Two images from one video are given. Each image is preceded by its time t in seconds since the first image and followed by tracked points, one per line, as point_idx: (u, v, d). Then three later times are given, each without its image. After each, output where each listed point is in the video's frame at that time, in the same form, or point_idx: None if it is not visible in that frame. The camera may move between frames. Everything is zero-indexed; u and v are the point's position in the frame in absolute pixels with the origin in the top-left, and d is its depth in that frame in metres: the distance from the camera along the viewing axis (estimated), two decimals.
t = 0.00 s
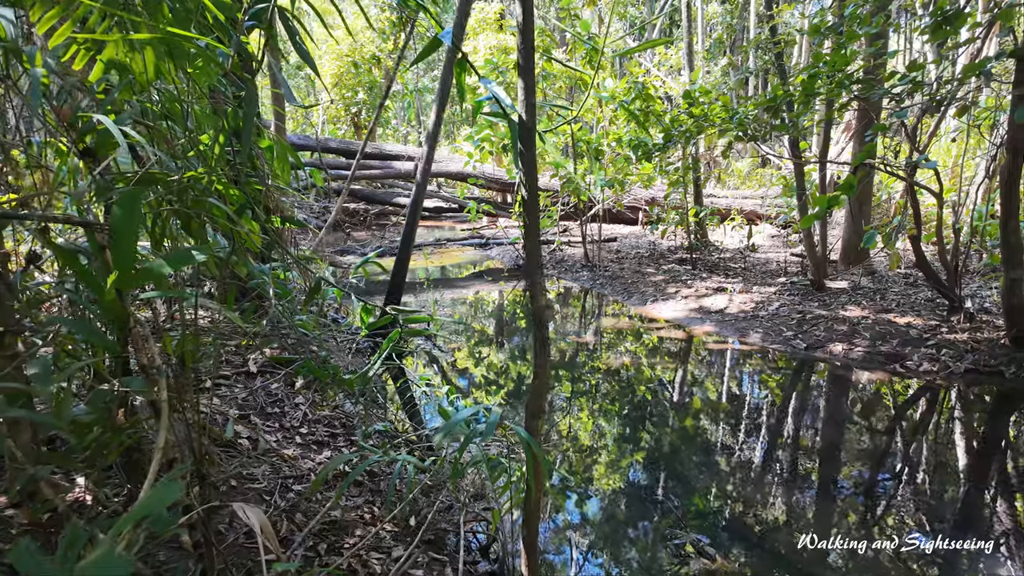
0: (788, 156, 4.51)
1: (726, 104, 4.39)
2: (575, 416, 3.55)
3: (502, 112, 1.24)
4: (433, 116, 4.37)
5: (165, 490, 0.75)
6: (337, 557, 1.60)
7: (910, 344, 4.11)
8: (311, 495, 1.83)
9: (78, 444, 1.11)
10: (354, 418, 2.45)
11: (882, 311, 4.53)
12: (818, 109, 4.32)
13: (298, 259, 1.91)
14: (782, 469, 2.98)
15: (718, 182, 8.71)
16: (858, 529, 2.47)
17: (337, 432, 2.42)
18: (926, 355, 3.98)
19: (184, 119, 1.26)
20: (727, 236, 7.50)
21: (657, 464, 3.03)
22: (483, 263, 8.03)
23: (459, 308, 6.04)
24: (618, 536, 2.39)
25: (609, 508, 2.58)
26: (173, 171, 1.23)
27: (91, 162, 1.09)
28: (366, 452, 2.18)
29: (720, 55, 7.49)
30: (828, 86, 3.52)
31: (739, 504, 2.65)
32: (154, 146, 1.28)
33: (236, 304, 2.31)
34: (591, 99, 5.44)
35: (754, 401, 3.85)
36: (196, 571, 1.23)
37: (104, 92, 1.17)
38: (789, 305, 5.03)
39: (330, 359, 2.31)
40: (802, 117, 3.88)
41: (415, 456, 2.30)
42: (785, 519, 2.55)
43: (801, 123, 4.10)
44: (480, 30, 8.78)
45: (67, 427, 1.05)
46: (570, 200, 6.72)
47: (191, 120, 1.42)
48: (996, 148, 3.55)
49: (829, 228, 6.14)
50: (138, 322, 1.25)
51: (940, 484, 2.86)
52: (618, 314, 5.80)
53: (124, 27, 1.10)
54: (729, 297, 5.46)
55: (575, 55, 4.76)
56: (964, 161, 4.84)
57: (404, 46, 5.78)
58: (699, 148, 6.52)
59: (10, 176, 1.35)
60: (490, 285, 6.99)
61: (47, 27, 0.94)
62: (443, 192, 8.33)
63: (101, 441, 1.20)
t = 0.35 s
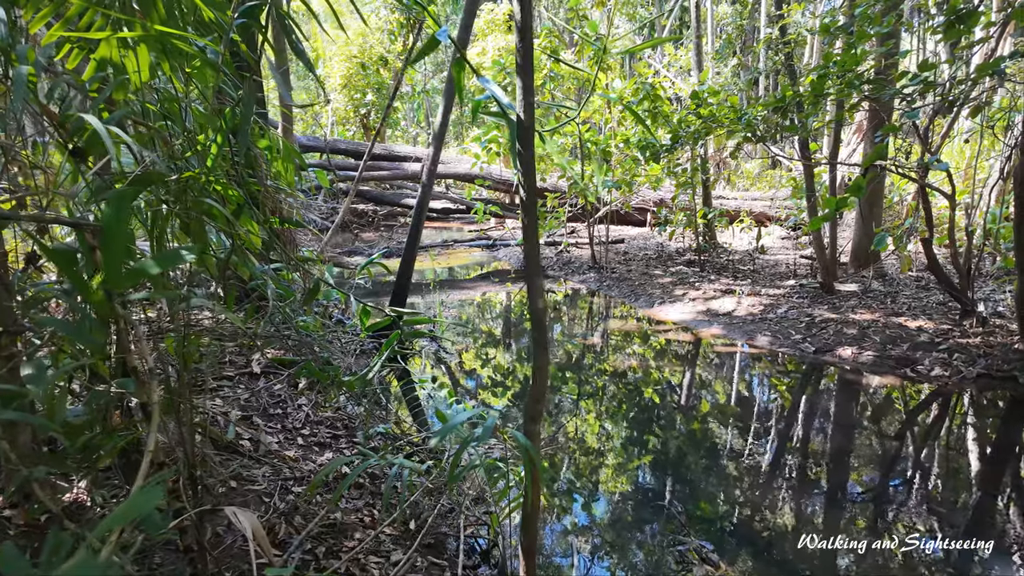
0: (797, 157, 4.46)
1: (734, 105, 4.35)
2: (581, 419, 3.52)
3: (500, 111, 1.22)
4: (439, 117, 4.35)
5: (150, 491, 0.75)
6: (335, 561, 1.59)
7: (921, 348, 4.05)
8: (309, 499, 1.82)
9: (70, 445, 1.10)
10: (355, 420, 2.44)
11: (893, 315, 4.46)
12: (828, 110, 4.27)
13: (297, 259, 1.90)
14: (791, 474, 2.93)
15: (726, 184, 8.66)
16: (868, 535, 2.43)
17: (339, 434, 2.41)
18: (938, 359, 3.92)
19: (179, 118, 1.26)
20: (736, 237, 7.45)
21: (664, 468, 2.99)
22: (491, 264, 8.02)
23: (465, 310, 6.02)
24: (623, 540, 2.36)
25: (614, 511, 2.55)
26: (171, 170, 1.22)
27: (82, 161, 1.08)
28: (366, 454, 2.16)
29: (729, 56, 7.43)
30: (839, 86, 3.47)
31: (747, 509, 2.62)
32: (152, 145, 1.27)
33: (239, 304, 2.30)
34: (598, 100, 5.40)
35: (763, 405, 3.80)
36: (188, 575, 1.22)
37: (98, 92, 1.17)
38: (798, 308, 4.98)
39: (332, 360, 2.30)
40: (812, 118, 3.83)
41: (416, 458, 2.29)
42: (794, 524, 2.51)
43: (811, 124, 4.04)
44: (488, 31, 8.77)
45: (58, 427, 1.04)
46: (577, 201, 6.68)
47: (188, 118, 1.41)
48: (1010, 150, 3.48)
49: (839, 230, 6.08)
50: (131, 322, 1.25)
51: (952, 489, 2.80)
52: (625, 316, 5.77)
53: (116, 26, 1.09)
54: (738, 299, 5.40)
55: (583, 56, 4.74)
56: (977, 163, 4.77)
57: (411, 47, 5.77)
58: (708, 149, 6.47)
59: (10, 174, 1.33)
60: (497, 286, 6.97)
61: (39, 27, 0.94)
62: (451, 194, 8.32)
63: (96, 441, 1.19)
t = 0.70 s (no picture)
0: (803, 157, 4.44)
1: (740, 105, 4.33)
2: (584, 420, 3.51)
3: (503, 108, 1.22)
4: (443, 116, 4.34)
5: (145, 490, 0.76)
6: (335, 560, 1.58)
7: (927, 349, 4.02)
8: (311, 498, 1.82)
9: (71, 442, 1.09)
10: (358, 418, 2.44)
11: (900, 315, 4.43)
12: (834, 109, 4.25)
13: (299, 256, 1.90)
14: (795, 475, 2.92)
15: (732, 184, 8.63)
16: (872, 537, 2.41)
17: (342, 432, 2.41)
18: (945, 360, 3.89)
19: (181, 116, 1.26)
20: (742, 237, 7.42)
21: (668, 468, 2.99)
22: (495, 264, 8.01)
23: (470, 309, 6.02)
24: (626, 540, 2.35)
25: (617, 512, 2.54)
26: (173, 168, 1.22)
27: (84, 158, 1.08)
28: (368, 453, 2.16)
29: (734, 56, 7.41)
30: (845, 86, 3.45)
31: (751, 510, 2.61)
32: (155, 144, 1.28)
33: (242, 302, 2.30)
34: (603, 100, 5.39)
35: (768, 406, 3.78)
36: (188, 573, 1.21)
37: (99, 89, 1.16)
38: (804, 308, 4.95)
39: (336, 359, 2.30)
40: (817, 118, 3.81)
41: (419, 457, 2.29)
42: (798, 524, 2.50)
43: (817, 124, 4.02)
44: (493, 31, 8.77)
45: (61, 423, 1.04)
46: (582, 201, 6.66)
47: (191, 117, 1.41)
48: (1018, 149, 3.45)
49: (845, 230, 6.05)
50: (134, 320, 1.25)
51: (958, 491, 2.78)
52: (629, 316, 5.75)
53: (115, 23, 1.09)
54: (743, 299, 5.38)
55: (588, 55, 4.73)
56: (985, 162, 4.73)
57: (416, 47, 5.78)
58: (713, 149, 6.45)
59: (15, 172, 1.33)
60: (502, 286, 6.96)
61: (40, 25, 0.94)
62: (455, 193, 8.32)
63: (97, 438, 1.20)
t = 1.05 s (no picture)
0: (809, 157, 4.42)
1: (744, 104, 4.32)
2: (588, 419, 3.50)
3: (509, 106, 1.21)
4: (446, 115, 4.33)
5: (147, 483, 0.79)
6: (340, 558, 1.58)
7: (933, 349, 4.00)
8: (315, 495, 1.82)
9: (76, 437, 1.09)
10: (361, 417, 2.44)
11: (905, 315, 4.41)
12: (839, 108, 4.23)
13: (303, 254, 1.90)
14: (800, 475, 2.91)
15: (736, 184, 8.61)
16: (876, 537, 2.41)
17: (346, 430, 2.41)
18: (951, 360, 3.87)
19: (187, 113, 1.26)
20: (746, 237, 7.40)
21: (672, 468, 2.98)
22: (499, 264, 8.01)
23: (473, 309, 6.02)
24: (630, 540, 2.35)
25: (621, 511, 2.54)
26: (178, 164, 1.22)
27: (90, 152, 1.09)
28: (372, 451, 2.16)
29: (738, 55, 7.39)
30: (850, 85, 3.43)
31: (755, 510, 2.60)
32: (161, 141, 1.28)
33: (246, 300, 2.30)
34: (607, 99, 5.38)
35: (773, 406, 3.77)
36: (193, 569, 1.21)
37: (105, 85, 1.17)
38: (809, 308, 4.94)
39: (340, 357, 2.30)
40: (823, 117, 3.79)
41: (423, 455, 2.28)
42: (802, 525, 2.49)
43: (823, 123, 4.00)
44: (498, 30, 8.78)
45: (67, 418, 1.04)
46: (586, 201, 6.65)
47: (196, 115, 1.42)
48: None
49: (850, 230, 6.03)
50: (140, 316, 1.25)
51: (964, 492, 2.77)
52: (633, 316, 5.75)
53: (122, 19, 1.09)
54: (747, 299, 5.36)
55: (592, 55, 4.72)
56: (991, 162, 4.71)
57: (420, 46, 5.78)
58: (718, 149, 6.44)
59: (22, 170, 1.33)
60: (505, 286, 6.96)
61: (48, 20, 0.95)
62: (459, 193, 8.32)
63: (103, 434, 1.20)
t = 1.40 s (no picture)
0: (812, 157, 4.42)
1: (747, 104, 4.31)
2: (590, 420, 3.50)
3: (512, 107, 1.21)
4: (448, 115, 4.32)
5: (152, 481, 0.80)
6: (343, 557, 1.59)
7: (936, 350, 3.99)
8: (317, 495, 1.83)
9: (82, 436, 1.10)
10: (364, 416, 2.45)
11: (908, 316, 4.40)
12: (842, 108, 4.23)
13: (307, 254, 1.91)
14: (803, 476, 2.91)
15: (739, 184, 8.61)
16: (879, 538, 2.41)
17: (348, 429, 2.42)
18: (954, 361, 3.86)
19: (191, 114, 1.27)
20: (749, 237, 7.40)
21: (675, 469, 2.98)
22: (501, 264, 8.01)
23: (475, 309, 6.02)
24: (632, 540, 2.35)
25: (623, 511, 2.54)
26: (182, 165, 1.23)
27: (96, 153, 1.09)
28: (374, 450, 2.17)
29: (741, 55, 7.39)
30: (853, 85, 3.41)
31: (758, 511, 2.60)
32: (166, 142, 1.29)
33: (250, 300, 2.31)
34: (609, 99, 5.38)
35: (776, 407, 3.76)
36: (196, 567, 1.22)
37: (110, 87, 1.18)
38: (812, 309, 4.93)
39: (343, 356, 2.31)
40: (826, 118, 3.76)
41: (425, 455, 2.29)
42: (804, 525, 2.49)
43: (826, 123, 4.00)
44: (500, 31, 8.78)
45: (73, 417, 1.05)
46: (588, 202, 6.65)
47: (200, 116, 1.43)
48: None
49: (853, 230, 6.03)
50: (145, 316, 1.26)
51: (967, 493, 2.76)
52: (635, 316, 5.75)
53: (126, 21, 1.10)
54: (750, 300, 5.36)
55: (595, 55, 4.73)
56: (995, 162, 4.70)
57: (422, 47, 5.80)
58: (721, 149, 6.44)
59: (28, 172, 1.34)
60: (508, 286, 6.96)
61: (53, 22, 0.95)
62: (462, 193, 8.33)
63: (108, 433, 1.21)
